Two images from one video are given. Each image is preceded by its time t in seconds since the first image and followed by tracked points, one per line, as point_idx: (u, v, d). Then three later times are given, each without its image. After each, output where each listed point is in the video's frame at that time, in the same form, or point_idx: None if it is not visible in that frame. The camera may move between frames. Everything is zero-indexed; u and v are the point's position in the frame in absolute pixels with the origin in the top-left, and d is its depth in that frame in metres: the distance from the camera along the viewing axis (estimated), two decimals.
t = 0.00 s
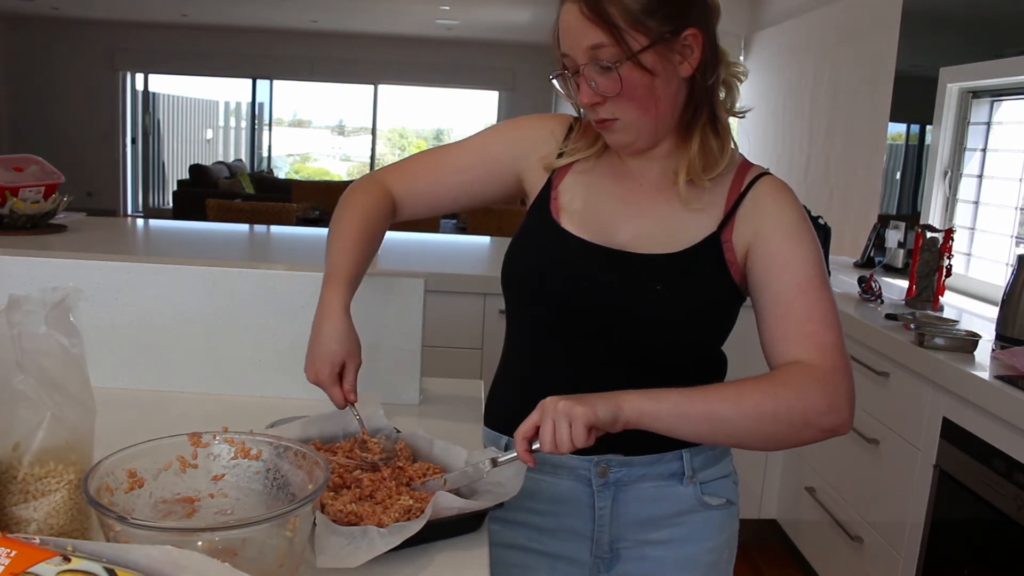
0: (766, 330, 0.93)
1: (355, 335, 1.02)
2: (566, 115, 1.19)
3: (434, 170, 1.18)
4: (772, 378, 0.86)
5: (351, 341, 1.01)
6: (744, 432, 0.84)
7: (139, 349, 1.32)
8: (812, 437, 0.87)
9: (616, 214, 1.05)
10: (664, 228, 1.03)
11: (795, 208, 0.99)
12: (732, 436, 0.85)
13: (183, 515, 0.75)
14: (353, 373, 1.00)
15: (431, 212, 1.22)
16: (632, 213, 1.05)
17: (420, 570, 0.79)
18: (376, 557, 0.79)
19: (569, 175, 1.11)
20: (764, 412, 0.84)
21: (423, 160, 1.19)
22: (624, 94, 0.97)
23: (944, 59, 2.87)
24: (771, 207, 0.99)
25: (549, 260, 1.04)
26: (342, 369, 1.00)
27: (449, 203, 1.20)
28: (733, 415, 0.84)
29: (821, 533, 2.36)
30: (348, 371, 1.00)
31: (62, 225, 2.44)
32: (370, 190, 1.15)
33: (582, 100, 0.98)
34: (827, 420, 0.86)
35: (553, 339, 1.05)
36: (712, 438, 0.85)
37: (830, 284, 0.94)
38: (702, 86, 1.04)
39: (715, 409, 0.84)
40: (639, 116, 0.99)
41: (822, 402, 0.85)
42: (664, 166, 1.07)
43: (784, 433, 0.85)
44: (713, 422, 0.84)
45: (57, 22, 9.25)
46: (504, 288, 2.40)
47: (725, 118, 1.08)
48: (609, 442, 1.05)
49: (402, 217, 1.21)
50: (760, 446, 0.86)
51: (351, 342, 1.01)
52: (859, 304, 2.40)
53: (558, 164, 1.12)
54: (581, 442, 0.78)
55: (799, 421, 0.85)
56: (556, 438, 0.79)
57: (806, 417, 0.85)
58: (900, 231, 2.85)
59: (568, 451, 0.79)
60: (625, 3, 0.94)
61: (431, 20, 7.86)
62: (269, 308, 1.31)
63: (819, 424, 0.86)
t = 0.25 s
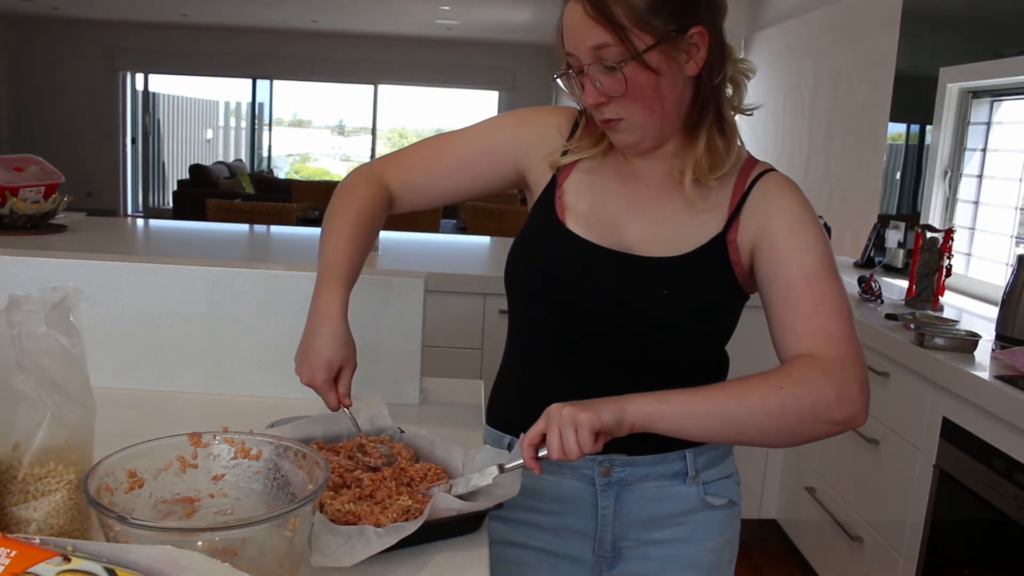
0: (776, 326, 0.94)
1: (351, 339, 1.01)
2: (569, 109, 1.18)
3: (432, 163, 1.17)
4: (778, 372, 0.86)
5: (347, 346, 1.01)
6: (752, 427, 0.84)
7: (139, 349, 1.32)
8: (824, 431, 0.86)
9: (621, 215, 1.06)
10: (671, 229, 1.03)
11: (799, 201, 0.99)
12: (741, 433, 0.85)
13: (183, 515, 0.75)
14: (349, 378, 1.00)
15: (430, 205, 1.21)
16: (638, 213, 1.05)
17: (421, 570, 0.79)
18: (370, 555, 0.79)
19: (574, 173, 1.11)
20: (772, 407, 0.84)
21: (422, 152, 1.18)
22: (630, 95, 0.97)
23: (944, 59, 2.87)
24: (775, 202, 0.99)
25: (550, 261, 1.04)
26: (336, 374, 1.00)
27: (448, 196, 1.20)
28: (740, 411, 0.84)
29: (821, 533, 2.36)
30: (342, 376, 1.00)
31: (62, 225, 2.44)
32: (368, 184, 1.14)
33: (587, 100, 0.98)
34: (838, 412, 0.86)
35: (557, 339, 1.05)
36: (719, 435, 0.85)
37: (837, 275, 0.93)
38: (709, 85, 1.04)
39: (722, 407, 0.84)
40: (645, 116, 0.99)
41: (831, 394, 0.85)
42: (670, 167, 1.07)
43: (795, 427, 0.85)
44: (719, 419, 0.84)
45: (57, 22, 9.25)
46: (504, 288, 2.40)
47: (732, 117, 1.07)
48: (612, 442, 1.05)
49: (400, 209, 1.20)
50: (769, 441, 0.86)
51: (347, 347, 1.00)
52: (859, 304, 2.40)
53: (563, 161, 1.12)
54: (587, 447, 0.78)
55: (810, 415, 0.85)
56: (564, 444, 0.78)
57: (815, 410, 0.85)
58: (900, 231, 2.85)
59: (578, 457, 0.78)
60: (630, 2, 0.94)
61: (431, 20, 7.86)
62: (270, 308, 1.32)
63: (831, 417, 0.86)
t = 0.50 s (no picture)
0: (783, 326, 0.94)
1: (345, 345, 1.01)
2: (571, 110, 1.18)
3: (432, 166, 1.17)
4: (788, 377, 0.86)
5: (342, 352, 1.00)
6: (761, 431, 0.84)
7: (139, 349, 1.32)
8: (833, 434, 0.86)
9: (626, 215, 1.06)
10: (676, 230, 1.03)
11: (805, 203, 0.99)
12: (752, 436, 0.85)
13: (183, 515, 0.75)
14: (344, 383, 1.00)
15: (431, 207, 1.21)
16: (643, 214, 1.05)
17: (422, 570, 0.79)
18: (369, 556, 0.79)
19: (577, 174, 1.10)
20: (781, 411, 0.84)
21: (422, 155, 1.17)
22: (636, 96, 0.97)
23: (944, 59, 2.87)
24: (780, 204, 1.00)
25: (552, 261, 1.04)
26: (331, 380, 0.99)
27: (450, 198, 1.19)
28: (750, 416, 0.84)
29: (821, 533, 2.36)
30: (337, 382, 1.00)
31: (62, 225, 2.44)
32: (368, 185, 1.14)
33: (592, 100, 0.98)
34: (847, 416, 0.86)
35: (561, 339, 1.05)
36: (728, 440, 0.85)
37: (844, 277, 0.94)
38: (715, 86, 1.04)
39: (731, 411, 0.84)
40: (650, 117, 0.99)
41: (841, 398, 0.85)
42: (674, 167, 1.08)
43: (805, 431, 0.85)
44: (729, 424, 0.84)
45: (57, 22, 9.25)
46: (504, 288, 2.40)
47: (737, 118, 1.08)
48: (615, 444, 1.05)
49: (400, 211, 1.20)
50: (778, 445, 0.86)
51: (342, 353, 1.00)
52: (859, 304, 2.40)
53: (567, 162, 1.12)
54: (599, 456, 0.79)
55: (820, 417, 0.85)
56: (574, 453, 0.79)
57: (824, 414, 0.85)
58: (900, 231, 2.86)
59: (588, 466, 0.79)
60: (636, 2, 0.93)
61: (431, 20, 7.85)
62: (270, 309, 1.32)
63: (841, 421, 0.86)
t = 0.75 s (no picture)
0: (779, 328, 0.94)
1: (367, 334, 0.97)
2: (574, 112, 1.19)
3: (437, 166, 1.17)
4: (792, 372, 0.86)
5: (363, 344, 0.96)
6: (761, 427, 0.84)
7: (139, 348, 1.32)
8: (831, 434, 0.86)
9: (624, 216, 1.05)
10: (675, 230, 1.03)
11: (806, 208, 0.99)
12: (752, 432, 0.85)
13: (183, 515, 0.75)
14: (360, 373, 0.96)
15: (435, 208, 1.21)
16: (642, 214, 1.05)
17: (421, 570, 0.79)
18: (369, 555, 0.79)
19: (578, 174, 1.10)
20: (782, 408, 0.84)
21: (425, 156, 1.18)
22: (633, 97, 0.97)
23: (944, 59, 2.87)
24: (780, 207, 1.00)
25: (552, 260, 1.04)
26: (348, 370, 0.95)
27: (455, 199, 1.19)
28: (751, 410, 0.84)
29: (821, 532, 2.36)
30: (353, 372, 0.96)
31: (62, 225, 2.44)
32: (374, 183, 1.13)
33: (590, 101, 0.98)
34: (845, 417, 0.86)
35: (561, 340, 1.05)
36: (729, 433, 0.85)
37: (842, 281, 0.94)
38: (712, 87, 1.04)
39: (734, 403, 0.84)
40: (648, 117, 0.99)
41: (841, 399, 0.85)
42: (672, 167, 1.08)
43: (804, 428, 0.85)
44: (731, 418, 0.84)
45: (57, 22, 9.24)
46: (504, 287, 2.40)
47: (734, 119, 1.07)
48: (614, 443, 1.05)
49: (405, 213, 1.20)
50: (777, 441, 0.86)
51: (363, 345, 0.96)
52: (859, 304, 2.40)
53: (567, 162, 1.12)
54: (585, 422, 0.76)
55: (820, 419, 0.85)
56: (562, 415, 0.77)
57: (823, 414, 0.85)
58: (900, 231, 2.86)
59: (572, 431, 0.77)
60: (634, 3, 0.93)
61: (431, 20, 7.86)
62: (271, 308, 1.31)
63: (839, 422, 0.86)
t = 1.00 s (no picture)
0: (784, 323, 0.94)
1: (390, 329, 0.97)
2: (579, 113, 1.19)
3: (444, 167, 1.17)
4: (802, 358, 0.86)
5: (387, 338, 0.96)
6: (772, 413, 0.84)
7: (139, 349, 1.32)
8: (840, 421, 0.86)
9: (624, 214, 1.06)
10: (675, 229, 1.03)
11: (804, 202, 1.00)
12: (762, 418, 0.85)
13: (183, 515, 0.75)
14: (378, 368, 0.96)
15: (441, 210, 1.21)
16: (642, 213, 1.05)
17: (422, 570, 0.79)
18: (369, 555, 0.79)
19: (579, 174, 1.10)
20: (794, 393, 0.84)
21: (432, 158, 1.18)
22: (633, 99, 0.97)
23: (944, 59, 2.87)
24: (780, 202, 1.00)
25: (553, 259, 1.04)
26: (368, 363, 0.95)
27: (462, 200, 1.19)
28: (763, 396, 0.84)
29: (822, 533, 2.36)
30: (373, 365, 0.95)
31: (62, 225, 2.44)
32: (383, 185, 1.12)
33: (590, 104, 0.98)
34: (855, 403, 0.86)
35: (561, 341, 1.05)
36: (740, 419, 0.85)
37: (843, 273, 0.95)
38: (710, 88, 1.04)
39: (745, 388, 0.84)
40: (648, 119, 0.99)
41: (851, 384, 0.85)
42: (672, 167, 1.08)
43: (815, 415, 0.85)
44: (742, 403, 0.84)
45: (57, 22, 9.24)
46: (504, 287, 2.40)
47: (733, 119, 1.07)
48: (614, 442, 1.05)
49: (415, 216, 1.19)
50: (787, 428, 0.86)
51: (386, 339, 0.96)
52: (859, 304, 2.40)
53: (568, 162, 1.11)
54: (587, 402, 0.77)
55: (832, 405, 0.85)
56: (564, 396, 0.78)
57: (834, 400, 0.85)
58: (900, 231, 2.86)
59: (572, 411, 0.78)
60: (633, 7, 0.93)
61: (431, 20, 7.86)
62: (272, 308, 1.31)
63: (850, 408, 0.86)
